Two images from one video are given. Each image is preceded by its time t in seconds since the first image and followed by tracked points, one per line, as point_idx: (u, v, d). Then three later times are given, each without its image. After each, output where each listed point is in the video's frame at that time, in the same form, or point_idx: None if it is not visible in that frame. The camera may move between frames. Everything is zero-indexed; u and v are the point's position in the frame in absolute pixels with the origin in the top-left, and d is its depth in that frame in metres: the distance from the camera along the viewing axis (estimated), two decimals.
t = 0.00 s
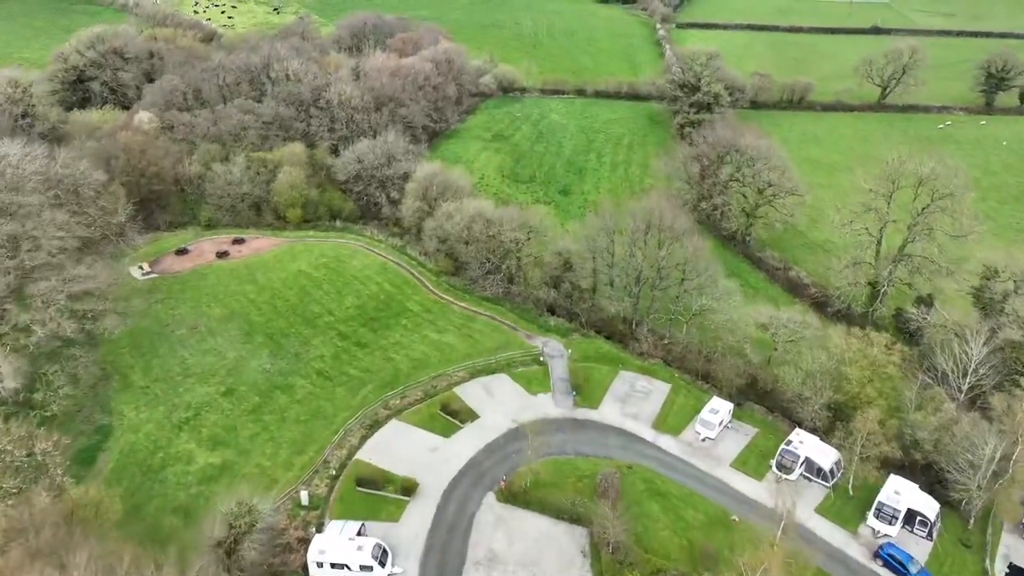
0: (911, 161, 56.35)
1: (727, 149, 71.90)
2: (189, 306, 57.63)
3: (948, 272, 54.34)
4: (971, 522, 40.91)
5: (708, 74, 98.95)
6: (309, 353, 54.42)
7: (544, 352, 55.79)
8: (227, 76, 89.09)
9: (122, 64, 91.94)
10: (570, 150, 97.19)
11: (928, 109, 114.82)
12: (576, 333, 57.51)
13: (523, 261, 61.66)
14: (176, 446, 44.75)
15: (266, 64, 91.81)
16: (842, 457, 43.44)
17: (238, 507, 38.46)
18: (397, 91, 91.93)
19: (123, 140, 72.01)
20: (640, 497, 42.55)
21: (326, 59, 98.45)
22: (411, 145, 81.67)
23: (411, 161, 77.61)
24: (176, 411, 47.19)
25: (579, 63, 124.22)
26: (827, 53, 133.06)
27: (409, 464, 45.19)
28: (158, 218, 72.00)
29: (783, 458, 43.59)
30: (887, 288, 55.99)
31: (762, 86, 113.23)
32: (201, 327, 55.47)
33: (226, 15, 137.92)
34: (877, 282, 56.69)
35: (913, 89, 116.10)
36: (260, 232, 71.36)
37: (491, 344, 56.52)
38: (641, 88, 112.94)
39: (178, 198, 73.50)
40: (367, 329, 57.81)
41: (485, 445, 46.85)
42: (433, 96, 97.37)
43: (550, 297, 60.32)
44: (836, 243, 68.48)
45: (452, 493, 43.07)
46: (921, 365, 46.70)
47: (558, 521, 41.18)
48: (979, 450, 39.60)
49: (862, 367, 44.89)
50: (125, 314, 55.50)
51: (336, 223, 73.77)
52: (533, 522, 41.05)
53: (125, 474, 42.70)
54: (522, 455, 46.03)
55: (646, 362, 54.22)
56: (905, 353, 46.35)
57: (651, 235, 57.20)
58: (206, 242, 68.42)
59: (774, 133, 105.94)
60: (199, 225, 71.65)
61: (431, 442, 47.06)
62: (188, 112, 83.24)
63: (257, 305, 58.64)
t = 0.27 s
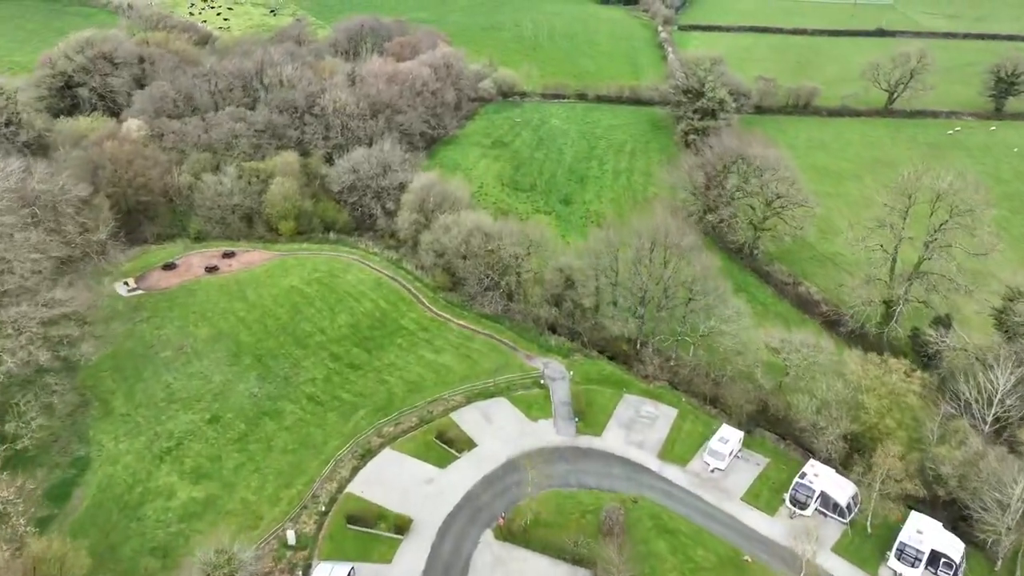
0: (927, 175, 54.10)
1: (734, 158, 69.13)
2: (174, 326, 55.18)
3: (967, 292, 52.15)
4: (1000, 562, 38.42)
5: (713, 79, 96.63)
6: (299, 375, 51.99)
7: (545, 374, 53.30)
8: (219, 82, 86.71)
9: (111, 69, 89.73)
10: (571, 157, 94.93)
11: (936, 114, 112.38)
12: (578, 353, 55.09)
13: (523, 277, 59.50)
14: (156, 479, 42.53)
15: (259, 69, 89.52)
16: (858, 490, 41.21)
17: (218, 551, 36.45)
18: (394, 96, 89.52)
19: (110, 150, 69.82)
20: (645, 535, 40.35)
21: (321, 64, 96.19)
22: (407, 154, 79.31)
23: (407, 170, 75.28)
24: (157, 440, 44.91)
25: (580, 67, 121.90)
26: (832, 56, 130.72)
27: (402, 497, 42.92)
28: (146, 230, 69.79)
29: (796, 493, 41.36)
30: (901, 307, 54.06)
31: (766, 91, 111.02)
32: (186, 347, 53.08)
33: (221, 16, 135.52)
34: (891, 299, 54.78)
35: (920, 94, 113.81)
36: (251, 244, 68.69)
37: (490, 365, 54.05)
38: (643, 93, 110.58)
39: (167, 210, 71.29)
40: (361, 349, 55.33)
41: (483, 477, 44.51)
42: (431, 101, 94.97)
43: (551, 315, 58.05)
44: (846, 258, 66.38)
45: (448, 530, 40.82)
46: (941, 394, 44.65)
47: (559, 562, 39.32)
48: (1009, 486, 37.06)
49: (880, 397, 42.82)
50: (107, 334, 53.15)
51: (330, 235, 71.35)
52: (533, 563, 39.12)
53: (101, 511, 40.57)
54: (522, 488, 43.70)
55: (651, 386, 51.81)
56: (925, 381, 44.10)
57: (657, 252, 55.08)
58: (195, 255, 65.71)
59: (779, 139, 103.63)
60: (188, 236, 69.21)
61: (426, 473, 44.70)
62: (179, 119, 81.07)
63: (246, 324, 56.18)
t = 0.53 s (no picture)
0: (945, 190, 51.80)
1: (742, 169, 66.97)
2: (158, 347, 52.91)
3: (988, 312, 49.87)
4: None
5: (718, 85, 94.27)
6: (289, 401, 49.65)
7: (546, 398, 50.84)
8: (211, 88, 84.36)
9: (101, 75, 87.40)
10: (572, 165, 92.60)
11: (945, 120, 109.87)
12: (581, 376, 52.70)
13: (523, 296, 57.24)
14: (134, 517, 40.94)
15: (253, 75, 87.16)
16: (877, 530, 38.87)
17: None
18: (390, 103, 87.13)
19: (96, 161, 67.61)
20: None
21: (316, 70, 93.90)
22: (404, 164, 76.93)
23: (403, 181, 72.85)
24: (138, 474, 43.15)
25: (582, 71, 119.53)
26: (838, 59, 128.43)
27: (395, 534, 40.73)
28: (133, 243, 67.53)
29: (810, 533, 39.18)
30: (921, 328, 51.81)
31: (772, 96, 108.76)
32: (171, 371, 50.89)
33: (217, 18, 133.17)
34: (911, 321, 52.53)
35: (929, 99, 111.42)
36: (242, 258, 66.27)
37: (489, 388, 51.60)
38: (646, 98, 108.17)
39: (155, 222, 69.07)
40: (354, 371, 52.90)
41: (481, 512, 42.21)
42: (429, 107, 92.51)
43: (553, 335, 55.71)
44: (857, 274, 64.02)
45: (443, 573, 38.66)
46: (966, 425, 42.14)
47: None
48: None
49: (900, 430, 40.21)
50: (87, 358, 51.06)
51: (324, 247, 68.94)
52: None
53: (75, 553, 38.99)
54: (523, 526, 41.49)
55: (657, 411, 49.42)
56: (949, 411, 41.63)
57: (663, 273, 52.51)
58: (182, 270, 63.44)
59: (785, 146, 101.28)
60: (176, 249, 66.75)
61: (421, 507, 42.38)
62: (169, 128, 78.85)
63: (234, 345, 53.84)
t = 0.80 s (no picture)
0: (965, 207, 49.44)
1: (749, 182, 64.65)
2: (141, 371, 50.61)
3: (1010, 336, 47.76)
4: None
5: (723, 91, 92.09)
6: (277, 429, 47.33)
7: (547, 425, 48.41)
8: (202, 95, 82.00)
9: (90, 81, 85.08)
10: (573, 173, 90.23)
11: (955, 126, 107.43)
12: (584, 401, 50.39)
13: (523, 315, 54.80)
14: (109, 559, 38.82)
15: (246, 81, 84.85)
16: None
17: None
18: (387, 110, 84.76)
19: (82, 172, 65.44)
20: None
21: (311, 76, 91.60)
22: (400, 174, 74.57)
23: (399, 192, 70.47)
24: (115, 511, 41.12)
25: (582, 75, 117.20)
26: (842, 63, 126.15)
27: None
28: (120, 257, 65.31)
29: None
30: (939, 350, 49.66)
31: (777, 101, 106.51)
32: (155, 396, 48.71)
33: (213, 21, 130.89)
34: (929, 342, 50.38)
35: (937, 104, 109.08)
36: (232, 272, 63.91)
37: (488, 413, 49.22)
38: (649, 103, 105.79)
39: (143, 235, 66.92)
40: (347, 395, 50.52)
41: (479, 551, 39.94)
42: (427, 114, 90.15)
43: (554, 356, 53.42)
44: (870, 291, 61.64)
45: None
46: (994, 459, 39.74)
47: None
48: None
49: (924, 468, 37.87)
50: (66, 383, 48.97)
51: (317, 261, 66.55)
52: None
53: None
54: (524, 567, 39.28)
55: (663, 439, 47.15)
56: (974, 446, 39.44)
57: (671, 295, 50.74)
58: (170, 285, 61.06)
59: (792, 154, 98.92)
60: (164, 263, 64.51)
61: (415, 546, 40.05)
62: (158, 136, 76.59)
63: (221, 369, 51.54)
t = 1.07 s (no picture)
0: (987, 228, 47.03)
1: (758, 195, 62.26)
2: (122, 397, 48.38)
3: None
4: None
5: (728, 98, 89.81)
6: (265, 460, 45.02)
7: (550, 455, 45.98)
8: (193, 102, 79.66)
9: (77, 88, 82.78)
10: (575, 182, 87.78)
11: (964, 132, 104.96)
12: (587, 429, 48.06)
13: (524, 336, 52.35)
14: None
15: (238, 88, 82.46)
16: None
17: None
18: (383, 118, 82.23)
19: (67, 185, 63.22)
20: None
21: (305, 82, 89.24)
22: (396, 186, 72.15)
23: (394, 204, 68.05)
24: (90, 552, 39.16)
25: (584, 79, 114.71)
26: (848, 67, 123.71)
27: None
28: (105, 272, 63.02)
29: None
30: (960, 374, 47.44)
31: (782, 107, 104.16)
32: (137, 425, 46.56)
33: (208, 23, 128.59)
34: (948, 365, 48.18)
35: (946, 110, 106.67)
36: (222, 289, 61.52)
37: (486, 443, 46.78)
38: (651, 109, 103.34)
39: (129, 250, 64.69)
40: (338, 422, 48.11)
41: None
42: (425, 121, 87.70)
43: (555, 381, 51.04)
44: (885, 310, 59.20)
45: None
46: None
47: None
48: None
49: (951, 512, 35.53)
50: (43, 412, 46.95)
51: (310, 277, 64.17)
52: None
53: None
54: None
55: (670, 470, 44.82)
56: (1004, 486, 37.13)
57: (678, 319, 48.66)
58: (156, 303, 58.69)
59: (798, 162, 96.54)
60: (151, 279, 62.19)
61: None
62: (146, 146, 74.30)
63: (207, 394, 49.25)
